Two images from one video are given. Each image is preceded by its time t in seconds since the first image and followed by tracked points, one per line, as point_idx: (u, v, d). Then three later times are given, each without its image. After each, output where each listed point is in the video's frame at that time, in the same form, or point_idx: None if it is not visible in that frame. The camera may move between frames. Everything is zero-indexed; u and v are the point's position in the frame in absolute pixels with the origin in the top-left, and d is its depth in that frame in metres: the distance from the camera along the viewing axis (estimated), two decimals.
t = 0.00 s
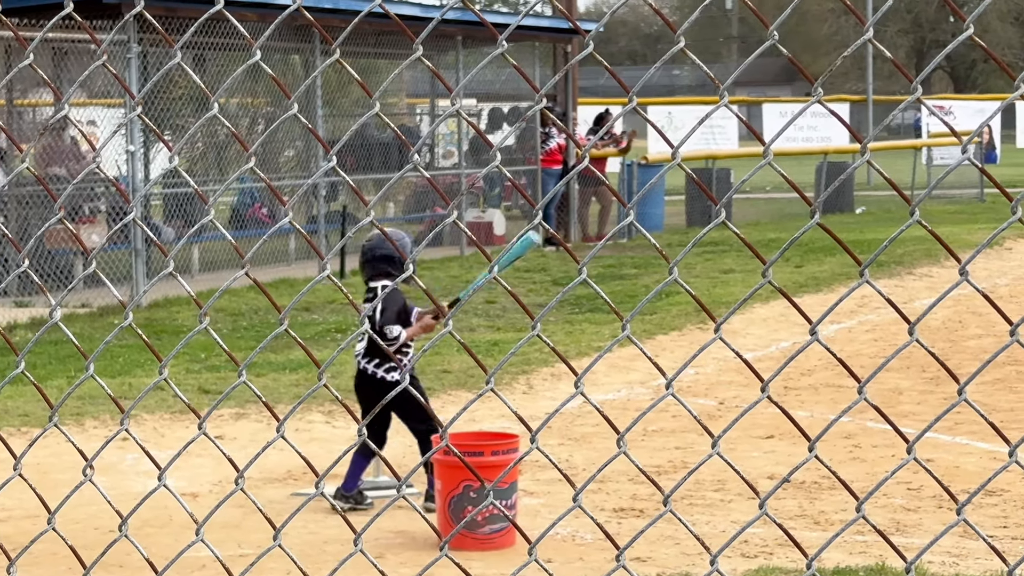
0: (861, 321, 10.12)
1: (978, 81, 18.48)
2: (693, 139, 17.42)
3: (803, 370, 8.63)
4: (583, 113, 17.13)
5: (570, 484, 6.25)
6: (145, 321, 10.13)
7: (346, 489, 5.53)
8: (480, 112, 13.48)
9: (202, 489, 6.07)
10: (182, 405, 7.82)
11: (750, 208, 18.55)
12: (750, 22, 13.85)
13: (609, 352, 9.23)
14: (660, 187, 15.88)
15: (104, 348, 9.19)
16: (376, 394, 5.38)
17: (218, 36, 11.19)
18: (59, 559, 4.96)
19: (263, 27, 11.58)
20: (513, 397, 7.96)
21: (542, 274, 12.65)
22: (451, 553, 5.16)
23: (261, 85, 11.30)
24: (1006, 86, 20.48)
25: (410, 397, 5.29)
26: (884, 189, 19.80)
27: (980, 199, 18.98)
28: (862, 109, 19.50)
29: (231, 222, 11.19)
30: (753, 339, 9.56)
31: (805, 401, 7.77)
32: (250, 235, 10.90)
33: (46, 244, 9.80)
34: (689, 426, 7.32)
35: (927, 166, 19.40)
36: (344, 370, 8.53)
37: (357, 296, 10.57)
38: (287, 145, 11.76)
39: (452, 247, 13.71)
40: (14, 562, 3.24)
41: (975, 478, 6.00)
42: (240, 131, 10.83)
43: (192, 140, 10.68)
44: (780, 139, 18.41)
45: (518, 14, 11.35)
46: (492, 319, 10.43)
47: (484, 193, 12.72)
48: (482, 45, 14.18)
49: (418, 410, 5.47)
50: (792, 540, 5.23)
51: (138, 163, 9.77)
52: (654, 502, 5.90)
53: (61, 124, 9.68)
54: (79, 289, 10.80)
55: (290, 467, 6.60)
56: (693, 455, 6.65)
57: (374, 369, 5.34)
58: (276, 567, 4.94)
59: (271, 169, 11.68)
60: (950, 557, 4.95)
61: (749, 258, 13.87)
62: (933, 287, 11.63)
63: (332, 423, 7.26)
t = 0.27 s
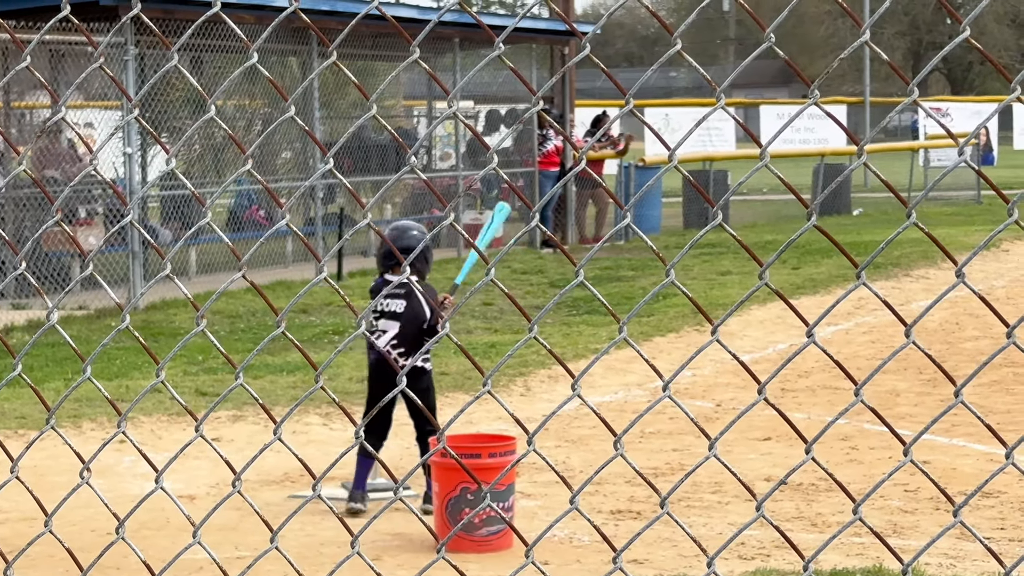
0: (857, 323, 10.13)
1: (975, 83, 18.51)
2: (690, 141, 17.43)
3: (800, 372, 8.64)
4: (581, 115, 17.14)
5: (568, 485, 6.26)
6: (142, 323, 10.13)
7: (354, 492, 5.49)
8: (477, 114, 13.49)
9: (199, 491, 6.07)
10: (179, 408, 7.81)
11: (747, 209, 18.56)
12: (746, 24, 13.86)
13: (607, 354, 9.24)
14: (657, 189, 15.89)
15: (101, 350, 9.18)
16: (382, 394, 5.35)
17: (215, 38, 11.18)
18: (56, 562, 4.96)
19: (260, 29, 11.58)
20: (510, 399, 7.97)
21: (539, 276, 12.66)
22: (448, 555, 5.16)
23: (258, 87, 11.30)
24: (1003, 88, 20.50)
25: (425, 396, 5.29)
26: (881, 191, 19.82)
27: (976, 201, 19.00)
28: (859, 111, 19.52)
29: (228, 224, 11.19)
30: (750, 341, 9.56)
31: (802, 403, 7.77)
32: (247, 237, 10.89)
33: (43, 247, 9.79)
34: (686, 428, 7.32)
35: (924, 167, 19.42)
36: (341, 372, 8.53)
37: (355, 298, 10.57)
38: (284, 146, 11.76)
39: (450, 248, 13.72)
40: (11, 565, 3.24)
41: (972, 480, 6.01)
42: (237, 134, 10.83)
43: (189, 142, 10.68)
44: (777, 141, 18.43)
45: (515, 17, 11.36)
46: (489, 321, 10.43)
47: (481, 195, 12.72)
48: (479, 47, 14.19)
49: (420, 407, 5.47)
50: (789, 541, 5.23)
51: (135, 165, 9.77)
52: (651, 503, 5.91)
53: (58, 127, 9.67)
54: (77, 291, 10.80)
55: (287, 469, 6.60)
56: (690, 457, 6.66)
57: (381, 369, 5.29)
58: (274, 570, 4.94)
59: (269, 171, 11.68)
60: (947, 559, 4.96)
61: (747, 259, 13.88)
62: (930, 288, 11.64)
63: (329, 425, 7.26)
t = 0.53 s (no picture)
0: (857, 324, 10.13)
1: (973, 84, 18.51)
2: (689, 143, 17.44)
3: (799, 373, 8.64)
4: (579, 116, 17.15)
5: (567, 486, 6.25)
6: (141, 324, 10.12)
7: (362, 496, 5.47)
8: (476, 115, 13.49)
9: (198, 493, 6.06)
10: (178, 409, 7.81)
11: (746, 210, 18.57)
12: (745, 26, 13.87)
13: (606, 355, 9.24)
14: (656, 190, 15.89)
15: (99, 352, 9.18)
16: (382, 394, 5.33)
17: (214, 39, 11.18)
18: (55, 563, 4.95)
19: (259, 31, 11.59)
20: (509, 400, 7.96)
21: (538, 277, 12.65)
22: (447, 557, 5.16)
23: (257, 88, 11.30)
24: (1001, 90, 20.51)
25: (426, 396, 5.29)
26: (879, 192, 19.82)
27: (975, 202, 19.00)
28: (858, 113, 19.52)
29: (227, 225, 11.18)
30: (749, 342, 9.56)
31: (801, 404, 7.77)
32: (246, 239, 10.89)
33: (41, 248, 9.79)
34: (685, 430, 7.32)
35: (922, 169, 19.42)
36: (340, 374, 8.53)
37: (354, 299, 10.56)
38: (283, 147, 11.76)
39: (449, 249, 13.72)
40: (8, 567, 3.23)
41: (971, 481, 6.01)
42: (236, 135, 10.83)
43: (188, 143, 10.67)
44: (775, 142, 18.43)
45: (514, 18, 11.35)
46: (488, 322, 10.43)
47: (479, 195, 12.71)
48: (478, 48, 14.19)
49: (420, 406, 5.46)
50: (788, 543, 5.23)
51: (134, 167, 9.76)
52: (650, 505, 5.91)
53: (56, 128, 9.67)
54: (75, 292, 10.79)
55: (286, 471, 6.60)
56: (689, 458, 6.66)
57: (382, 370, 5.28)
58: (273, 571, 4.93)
59: (268, 173, 11.68)
60: (946, 560, 4.96)
61: (745, 261, 13.87)
62: (929, 290, 11.64)
63: (328, 426, 7.26)
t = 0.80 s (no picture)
0: (857, 326, 10.13)
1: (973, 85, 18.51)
2: (688, 144, 17.44)
3: (799, 375, 8.64)
4: (579, 117, 17.15)
5: (567, 488, 6.25)
6: (141, 326, 10.12)
7: (362, 497, 5.47)
8: (476, 117, 13.49)
9: (198, 494, 6.07)
10: (178, 410, 7.81)
11: (746, 212, 18.57)
12: (745, 26, 13.87)
13: (606, 357, 9.24)
14: (656, 192, 15.89)
15: (99, 353, 9.17)
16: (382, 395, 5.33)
17: (214, 41, 11.17)
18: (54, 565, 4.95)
19: (258, 32, 11.59)
20: (509, 401, 7.96)
21: (538, 278, 12.65)
22: (447, 558, 5.16)
23: (257, 89, 11.30)
24: (1002, 91, 20.51)
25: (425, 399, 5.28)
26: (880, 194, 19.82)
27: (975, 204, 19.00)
28: (858, 114, 19.53)
29: (227, 227, 11.18)
30: (749, 344, 9.56)
31: (802, 405, 7.77)
32: (246, 240, 10.88)
33: (41, 249, 9.78)
34: (685, 431, 7.32)
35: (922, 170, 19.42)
36: (340, 375, 8.53)
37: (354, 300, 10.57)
38: (283, 149, 11.75)
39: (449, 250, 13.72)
40: (8, 569, 3.23)
41: (971, 482, 6.01)
42: (236, 136, 10.82)
43: (188, 145, 10.66)
44: (775, 143, 18.43)
45: (514, 19, 11.35)
46: (488, 324, 10.43)
47: (480, 197, 12.71)
48: (478, 50, 14.20)
49: (419, 408, 5.46)
50: (788, 544, 5.23)
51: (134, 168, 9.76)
52: (650, 506, 5.91)
53: (56, 129, 9.66)
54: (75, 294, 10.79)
55: (286, 472, 6.60)
56: (689, 459, 6.66)
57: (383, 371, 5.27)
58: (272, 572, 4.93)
59: (268, 174, 11.67)
60: (947, 561, 4.96)
61: (746, 262, 13.87)
62: (929, 291, 11.65)
63: (328, 428, 7.26)
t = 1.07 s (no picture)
0: (859, 327, 10.13)
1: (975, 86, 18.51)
2: (691, 145, 17.45)
3: (801, 376, 8.64)
4: (582, 119, 17.16)
5: (569, 489, 6.26)
6: (144, 327, 10.13)
7: (364, 498, 5.47)
8: (478, 118, 13.50)
9: (201, 495, 6.07)
10: (181, 411, 7.82)
11: (748, 213, 18.57)
12: (747, 27, 13.88)
13: (608, 358, 9.26)
14: (658, 193, 15.90)
15: (102, 354, 9.18)
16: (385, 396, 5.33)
17: (216, 42, 11.19)
18: (58, 566, 4.96)
19: (261, 33, 11.59)
20: (511, 402, 7.97)
21: (540, 280, 12.66)
22: (450, 559, 5.16)
23: (260, 91, 11.31)
24: (1004, 92, 20.51)
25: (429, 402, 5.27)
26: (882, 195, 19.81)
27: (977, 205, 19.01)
28: (860, 115, 19.53)
29: (229, 228, 11.18)
30: (751, 345, 9.57)
31: (804, 406, 7.77)
32: (248, 240, 10.89)
33: (43, 251, 9.79)
34: (687, 432, 7.32)
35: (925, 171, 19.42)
36: (343, 376, 8.53)
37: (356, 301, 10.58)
38: (285, 150, 11.76)
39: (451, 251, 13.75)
40: (11, 570, 3.23)
41: (974, 483, 6.01)
42: (238, 137, 10.83)
43: (190, 145, 10.67)
44: (778, 145, 18.43)
45: (516, 20, 11.36)
46: (491, 325, 10.43)
47: (482, 198, 12.72)
48: (481, 51, 14.21)
49: (423, 408, 5.45)
50: (791, 545, 5.23)
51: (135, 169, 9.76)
52: (652, 507, 5.91)
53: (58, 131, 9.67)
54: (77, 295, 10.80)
55: (289, 473, 6.60)
56: (692, 460, 6.66)
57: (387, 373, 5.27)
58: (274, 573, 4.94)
59: (270, 175, 11.68)
60: (949, 563, 4.96)
61: (748, 263, 13.88)
62: (931, 292, 11.66)
63: (331, 428, 7.26)
